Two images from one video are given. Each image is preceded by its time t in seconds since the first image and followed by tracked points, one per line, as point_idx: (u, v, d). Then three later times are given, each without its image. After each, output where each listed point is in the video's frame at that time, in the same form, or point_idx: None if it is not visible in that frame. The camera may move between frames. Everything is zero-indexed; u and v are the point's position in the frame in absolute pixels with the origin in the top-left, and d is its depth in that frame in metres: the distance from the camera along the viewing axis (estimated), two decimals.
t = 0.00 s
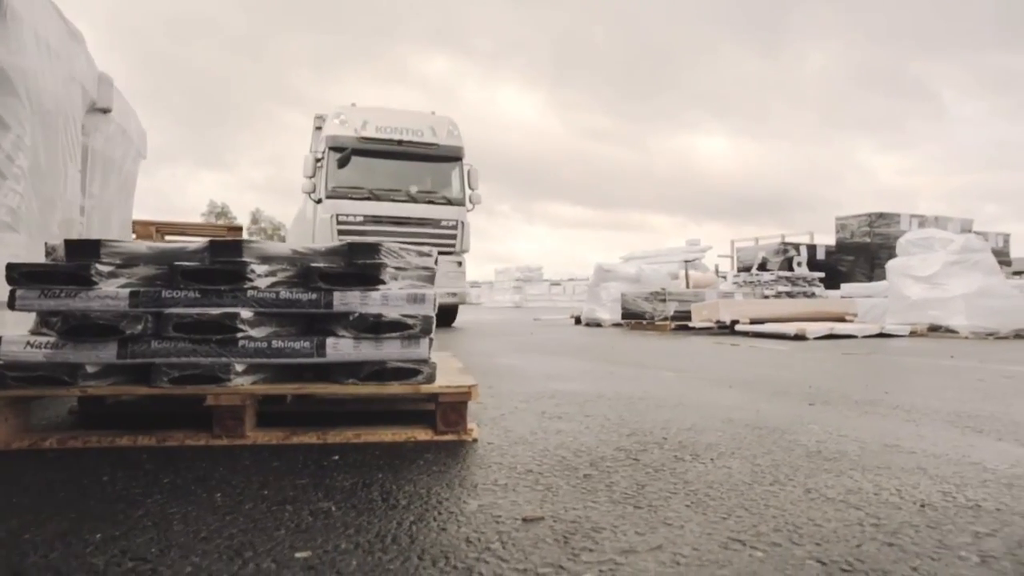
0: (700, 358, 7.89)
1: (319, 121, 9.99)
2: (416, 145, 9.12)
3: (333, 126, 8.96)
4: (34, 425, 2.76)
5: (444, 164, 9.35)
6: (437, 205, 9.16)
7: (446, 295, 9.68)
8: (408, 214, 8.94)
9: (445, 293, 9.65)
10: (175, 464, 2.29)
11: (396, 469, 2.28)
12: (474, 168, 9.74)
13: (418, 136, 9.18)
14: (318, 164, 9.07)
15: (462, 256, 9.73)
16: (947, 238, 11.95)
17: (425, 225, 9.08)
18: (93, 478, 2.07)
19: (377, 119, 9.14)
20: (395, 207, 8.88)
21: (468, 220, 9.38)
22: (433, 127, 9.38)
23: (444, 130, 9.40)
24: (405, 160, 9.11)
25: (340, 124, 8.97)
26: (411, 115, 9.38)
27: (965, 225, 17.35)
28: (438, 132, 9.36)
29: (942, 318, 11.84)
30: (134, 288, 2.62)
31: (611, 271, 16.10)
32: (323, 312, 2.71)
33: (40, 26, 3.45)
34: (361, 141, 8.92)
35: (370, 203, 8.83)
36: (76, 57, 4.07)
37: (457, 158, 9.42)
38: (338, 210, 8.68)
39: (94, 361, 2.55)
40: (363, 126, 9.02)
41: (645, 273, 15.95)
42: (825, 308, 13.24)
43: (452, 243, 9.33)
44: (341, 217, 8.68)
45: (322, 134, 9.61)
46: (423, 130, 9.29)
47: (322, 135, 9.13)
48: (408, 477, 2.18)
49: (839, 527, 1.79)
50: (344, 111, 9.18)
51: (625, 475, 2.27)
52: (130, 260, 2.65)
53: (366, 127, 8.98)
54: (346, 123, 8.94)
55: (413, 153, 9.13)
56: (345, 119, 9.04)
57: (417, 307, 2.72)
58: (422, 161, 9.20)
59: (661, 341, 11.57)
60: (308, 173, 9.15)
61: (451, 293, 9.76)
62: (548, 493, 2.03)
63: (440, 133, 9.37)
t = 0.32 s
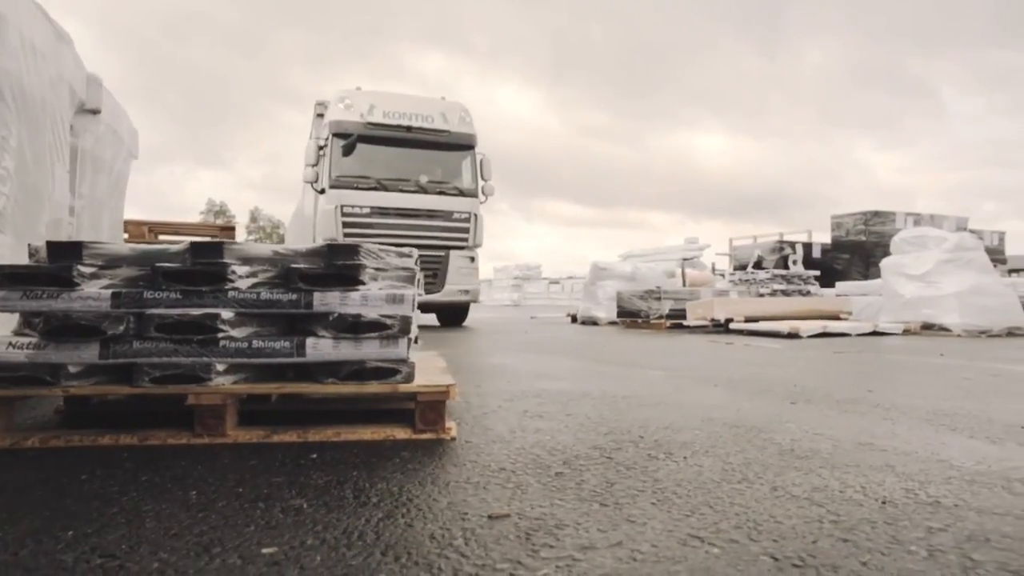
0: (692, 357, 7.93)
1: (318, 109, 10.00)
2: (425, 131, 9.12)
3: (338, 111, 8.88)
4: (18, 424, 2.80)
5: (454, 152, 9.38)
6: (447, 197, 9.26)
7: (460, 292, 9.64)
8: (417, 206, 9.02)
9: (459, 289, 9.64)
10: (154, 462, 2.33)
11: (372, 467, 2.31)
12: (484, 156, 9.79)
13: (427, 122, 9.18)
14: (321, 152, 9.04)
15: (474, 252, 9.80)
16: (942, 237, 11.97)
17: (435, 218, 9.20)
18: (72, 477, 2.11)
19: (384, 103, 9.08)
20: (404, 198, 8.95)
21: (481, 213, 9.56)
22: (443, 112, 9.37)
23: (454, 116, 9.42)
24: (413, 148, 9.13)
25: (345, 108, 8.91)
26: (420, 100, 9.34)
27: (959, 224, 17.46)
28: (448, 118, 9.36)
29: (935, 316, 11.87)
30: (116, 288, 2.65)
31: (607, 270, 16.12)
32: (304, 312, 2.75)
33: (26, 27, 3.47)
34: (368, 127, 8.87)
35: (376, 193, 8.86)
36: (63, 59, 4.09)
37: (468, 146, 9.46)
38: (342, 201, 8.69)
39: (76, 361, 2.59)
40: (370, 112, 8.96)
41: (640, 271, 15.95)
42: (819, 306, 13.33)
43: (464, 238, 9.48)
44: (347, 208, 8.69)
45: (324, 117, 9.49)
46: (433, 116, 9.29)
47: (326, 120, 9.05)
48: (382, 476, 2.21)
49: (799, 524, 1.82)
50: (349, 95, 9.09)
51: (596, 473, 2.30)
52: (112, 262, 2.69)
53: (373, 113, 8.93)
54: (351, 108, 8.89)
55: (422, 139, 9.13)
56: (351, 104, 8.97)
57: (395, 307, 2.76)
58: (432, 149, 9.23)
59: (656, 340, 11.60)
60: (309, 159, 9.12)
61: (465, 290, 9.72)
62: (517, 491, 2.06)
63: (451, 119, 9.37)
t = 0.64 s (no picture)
0: (684, 356, 7.95)
1: (320, 96, 10.01)
2: (437, 117, 9.13)
3: (345, 94, 8.85)
4: (3, 424, 2.84)
5: (465, 139, 9.40)
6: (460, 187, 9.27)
7: (476, 289, 9.62)
8: (430, 197, 9.05)
9: (474, 285, 9.62)
10: (136, 461, 2.36)
11: (350, 466, 2.35)
12: (497, 144, 9.81)
13: (440, 107, 9.19)
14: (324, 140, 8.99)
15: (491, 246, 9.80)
16: (936, 236, 11.98)
17: (449, 209, 9.24)
18: (53, 476, 2.14)
19: (393, 88, 9.08)
20: (416, 188, 8.96)
21: (497, 205, 9.63)
22: (456, 98, 9.39)
23: (466, 101, 9.44)
24: (424, 134, 9.13)
25: (351, 92, 8.91)
26: (431, 84, 9.34)
27: (954, 222, 17.55)
28: (459, 104, 9.37)
29: (929, 315, 11.92)
30: (100, 289, 2.69)
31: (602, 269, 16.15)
32: (286, 313, 2.78)
33: (12, 29, 3.49)
34: (377, 113, 8.87)
35: (385, 181, 8.85)
36: (52, 60, 4.10)
37: (480, 134, 9.48)
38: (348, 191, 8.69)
39: (60, 361, 2.62)
40: (379, 97, 8.97)
41: (635, 270, 16.02)
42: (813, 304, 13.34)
43: (480, 231, 9.54)
44: (355, 199, 8.71)
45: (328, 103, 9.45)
46: (445, 101, 9.30)
47: (330, 104, 9.00)
48: (358, 474, 2.24)
49: (762, 521, 1.85)
50: (356, 79, 9.09)
51: (570, 471, 2.33)
52: (96, 264, 2.72)
53: (381, 98, 8.92)
54: (358, 92, 8.89)
55: (434, 125, 9.14)
56: (358, 89, 8.97)
57: (376, 307, 2.79)
58: (443, 136, 9.24)
59: (651, 338, 11.62)
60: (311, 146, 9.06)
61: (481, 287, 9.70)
62: (489, 489, 2.09)
63: (464, 105, 9.40)
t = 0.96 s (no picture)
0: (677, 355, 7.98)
1: (325, 79, 9.99)
2: (453, 102, 9.11)
3: (355, 76, 8.82)
4: None
5: (482, 126, 9.38)
6: (478, 176, 9.27)
7: (496, 286, 9.60)
8: (445, 187, 9.05)
9: (494, 282, 9.64)
10: (119, 460, 2.39)
11: (330, 465, 2.37)
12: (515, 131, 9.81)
13: (456, 90, 9.18)
14: (333, 125, 8.99)
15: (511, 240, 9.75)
16: (930, 236, 12.02)
17: (466, 200, 9.23)
18: (36, 475, 2.17)
19: (406, 70, 9.06)
20: (429, 177, 8.95)
21: (518, 196, 9.60)
22: (473, 82, 9.37)
23: (483, 85, 9.43)
24: (438, 120, 9.11)
25: (362, 73, 8.86)
26: (447, 68, 9.30)
27: (950, 222, 17.61)
28: (475, 87, 9.35)
29: (924, 314, 11.94)
30: (87, 291, 2.72)
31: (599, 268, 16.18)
32: (270, 314, 2.81)
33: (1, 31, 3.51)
34: (390, 96, 8.84)
35: (398, 169, 8.84)
36: (43, 61, 4.13)
37: (498, 121, 9.49)
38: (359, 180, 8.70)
39: (45, 362, 2.66)
40: (391, 78, 8.93)
41: (631, 269, 16.02)
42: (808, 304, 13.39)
43: (500, 224, 9.51)
44: (365, 188, 8.73)
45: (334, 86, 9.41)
46: (461, 84, 9.28)
47: (337, 88, 8.97)
48: (337, 474, 2.27)
49: (731, 519, 1.87)
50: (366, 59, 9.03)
51: (548, 470, 2.35)
52: (82, 265, 2.75)
53: (394, 80, 8.89)
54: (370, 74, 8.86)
55: (449, 109, 9.12)
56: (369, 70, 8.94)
57: (360, 308, 2.83)
58: (458, 123, 9.21)
59: (646, 338, 11.65)
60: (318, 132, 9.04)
61: (500, 283, 9.68)
62: (466, 487, 2.12)
63: (481, 89, 9.38)
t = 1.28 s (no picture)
0: (672, 355, 8.00)
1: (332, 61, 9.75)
2: (475, 83, 8.92)
3: (369, 55, 8.58)
4: None
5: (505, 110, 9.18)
6: (501, 164, 9.01)
7: (520, 284, 9.39)
8: (468, 175, 8.74)
9: (519, 280, 9.40)
10: (107, 459, 2.42)
11: (316, 465, 2.40)
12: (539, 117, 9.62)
13: (478, 71, 8.97)
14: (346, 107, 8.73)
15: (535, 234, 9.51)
16: (927, 235, 12.09)
17: (489, 190, 8.93)
18: (23, 474, 2.20)
19: (424, 49, 8.81)
20: (449, 163, 8.64)
21: (543, 186, 9.31)
22: (495, 62, 9.17)
23: (505, 66, 9.23)
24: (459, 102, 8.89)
25: (376, 51, 8.65)
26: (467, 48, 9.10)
27: (948, 221, 17.65)
28: (497, 68, 9.15)
29: (920, 313, 11.93)
30: (76, 292, 2.74)
31: (597, 267, 16.17)
32: (258, 314, 2.84)
33: None
34: (407, 76, 8.63)
35: (417, 156, 8.56)
36: (35, 62, 4.14)
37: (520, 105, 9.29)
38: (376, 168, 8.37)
39: (34, 361, 2.68)
40: (408, 57, 8.71)
41: (629, 269, 16.07)
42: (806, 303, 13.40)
43: (526, 216, 9.24)
44: (381, 177, 8.39)
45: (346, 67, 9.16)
46: (482, 65, 9.06)
47: (350, 68, 8.71)
48: (322, 473, 2.29)
49: (707, 518, 1.89)
50: (380, 37, 8.81)
51: (531, 469, 2.38)
52: (71, 266, 2.77)
53: (411, 59, 8.67)
54: (387, 52, 8.64)
55: (470, 91, 8.90)
56: (384, 48, 8.68)
57: (347, 308, 2.87)
58: (479, 106, 9.00)
59: (643, 337, 11.66)
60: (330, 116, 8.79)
61: (526, 281, 9.46)
62: (448, 485, 2.15)
63: (504, 71, 9.19)
